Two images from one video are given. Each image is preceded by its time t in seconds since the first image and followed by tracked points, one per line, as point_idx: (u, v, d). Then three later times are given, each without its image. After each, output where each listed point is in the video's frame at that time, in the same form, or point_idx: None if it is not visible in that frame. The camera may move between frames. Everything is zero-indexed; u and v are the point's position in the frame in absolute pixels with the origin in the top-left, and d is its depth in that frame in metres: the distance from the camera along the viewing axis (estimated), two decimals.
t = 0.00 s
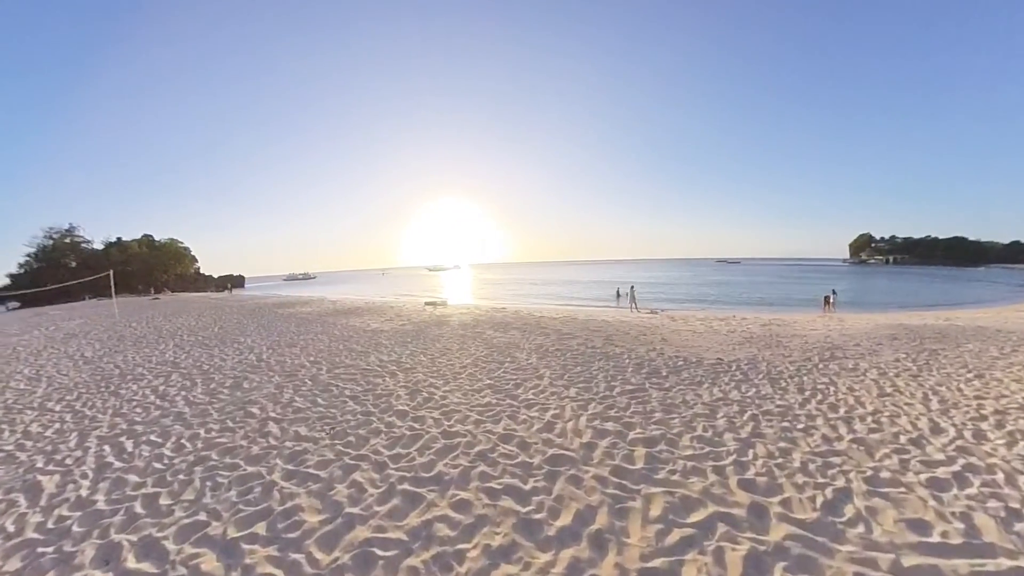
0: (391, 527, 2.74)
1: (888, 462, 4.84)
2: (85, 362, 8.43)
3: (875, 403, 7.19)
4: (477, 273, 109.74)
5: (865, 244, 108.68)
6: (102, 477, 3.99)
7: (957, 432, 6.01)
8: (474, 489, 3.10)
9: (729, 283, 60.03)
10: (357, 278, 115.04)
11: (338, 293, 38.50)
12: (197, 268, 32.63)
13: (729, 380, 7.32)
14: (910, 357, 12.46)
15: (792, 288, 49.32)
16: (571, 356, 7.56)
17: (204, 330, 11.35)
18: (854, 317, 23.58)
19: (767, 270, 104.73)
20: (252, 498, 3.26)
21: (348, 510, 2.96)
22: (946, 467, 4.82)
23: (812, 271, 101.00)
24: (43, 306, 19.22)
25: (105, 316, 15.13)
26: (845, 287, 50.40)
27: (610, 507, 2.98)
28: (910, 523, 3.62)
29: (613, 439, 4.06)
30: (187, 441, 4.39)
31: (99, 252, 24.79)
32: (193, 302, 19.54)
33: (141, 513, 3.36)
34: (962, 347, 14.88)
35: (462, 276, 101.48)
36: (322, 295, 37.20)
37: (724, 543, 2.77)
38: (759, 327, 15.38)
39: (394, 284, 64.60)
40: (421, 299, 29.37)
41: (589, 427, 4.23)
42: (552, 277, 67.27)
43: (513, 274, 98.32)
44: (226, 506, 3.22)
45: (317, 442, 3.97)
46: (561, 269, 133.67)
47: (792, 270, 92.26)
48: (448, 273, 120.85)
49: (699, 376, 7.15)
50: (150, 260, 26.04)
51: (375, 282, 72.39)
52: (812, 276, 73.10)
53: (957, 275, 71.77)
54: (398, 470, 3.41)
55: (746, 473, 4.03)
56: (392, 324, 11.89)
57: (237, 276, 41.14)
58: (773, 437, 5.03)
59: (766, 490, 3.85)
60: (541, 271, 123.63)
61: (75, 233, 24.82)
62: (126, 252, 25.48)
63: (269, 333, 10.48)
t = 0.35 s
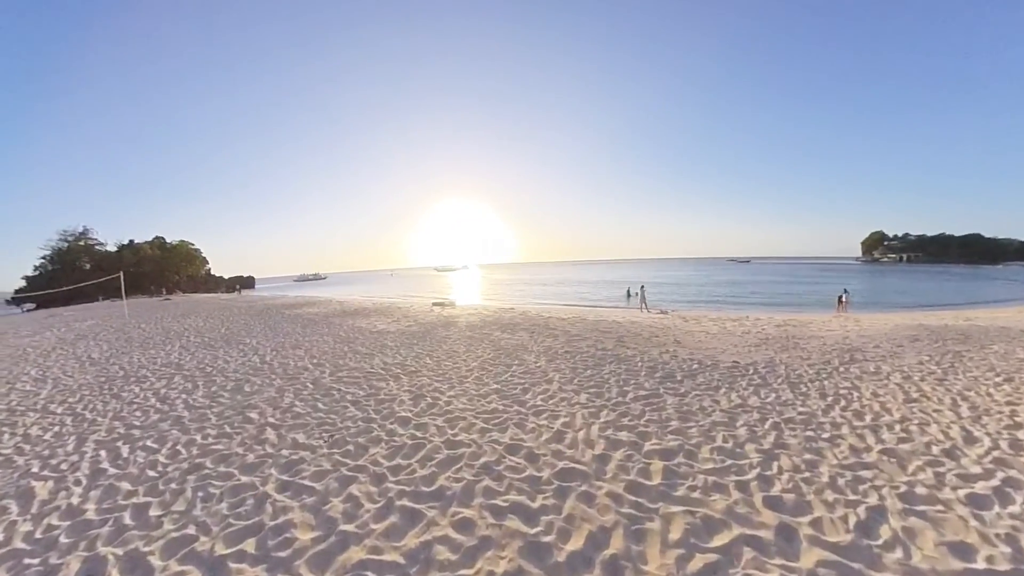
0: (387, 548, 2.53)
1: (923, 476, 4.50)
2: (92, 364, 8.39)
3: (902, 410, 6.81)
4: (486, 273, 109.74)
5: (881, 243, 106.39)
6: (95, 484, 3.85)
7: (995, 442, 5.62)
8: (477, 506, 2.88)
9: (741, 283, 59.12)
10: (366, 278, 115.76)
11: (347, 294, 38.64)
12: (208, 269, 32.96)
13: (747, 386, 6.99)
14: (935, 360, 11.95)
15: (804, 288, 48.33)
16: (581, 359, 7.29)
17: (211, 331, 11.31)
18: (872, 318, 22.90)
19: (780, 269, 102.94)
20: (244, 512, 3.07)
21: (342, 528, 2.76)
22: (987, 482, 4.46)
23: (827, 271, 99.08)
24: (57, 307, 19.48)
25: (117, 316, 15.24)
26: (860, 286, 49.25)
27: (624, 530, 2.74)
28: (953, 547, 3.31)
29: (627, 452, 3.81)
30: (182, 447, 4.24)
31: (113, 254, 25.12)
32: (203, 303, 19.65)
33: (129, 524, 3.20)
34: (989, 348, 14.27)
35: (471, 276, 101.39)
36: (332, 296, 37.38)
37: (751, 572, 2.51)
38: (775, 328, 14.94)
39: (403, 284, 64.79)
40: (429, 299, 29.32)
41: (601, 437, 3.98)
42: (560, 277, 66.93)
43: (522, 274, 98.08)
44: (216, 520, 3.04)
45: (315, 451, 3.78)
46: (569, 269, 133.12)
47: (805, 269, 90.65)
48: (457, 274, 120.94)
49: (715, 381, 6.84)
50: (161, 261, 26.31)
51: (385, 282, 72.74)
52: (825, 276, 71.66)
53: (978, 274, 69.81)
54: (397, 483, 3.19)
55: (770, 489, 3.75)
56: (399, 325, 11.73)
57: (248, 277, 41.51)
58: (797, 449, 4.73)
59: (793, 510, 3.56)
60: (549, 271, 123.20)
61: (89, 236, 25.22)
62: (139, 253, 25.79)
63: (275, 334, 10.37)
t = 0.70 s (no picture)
0: None
1: (973, 500, 4.11)
2: (96, 363, 8.28)
3: (939, 422, 6.36)
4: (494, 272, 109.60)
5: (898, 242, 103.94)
6: (83, 496, 3.64)
7: None
8: (485, 534, 2.60)
9: (753, 282, 58.08)
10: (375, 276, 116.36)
11: (356, 292, 38.68)
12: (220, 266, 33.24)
13: (771, 395, 6.61)
14: (966, 366, 11.36)
15: (819, 287, 47.23)
16: (594, 363, 6.96)
17: (218, 330, 11.21)
18: (893, 320, 22.12)
19: (794, 269, 101.01)
20: (234, 533, 2.84)
21: (337, 555, 2.50)
22: None
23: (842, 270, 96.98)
24: (70, 304, 19.68)
25: (127, 314, 15.28)
26: (878, 287, 47.97)
27: (651, 566, 2.44)
28: None
29: (649, 471, 3.48)
30: (175, 456, 4.06)
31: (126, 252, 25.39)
32: (212, 300, 19.69)
33: (113, 543, 2.98)
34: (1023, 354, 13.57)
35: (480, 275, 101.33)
36: (340, 294, 37.47)
37: None
38: (794, 330, 14.41)
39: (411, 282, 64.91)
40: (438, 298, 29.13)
41: (620, 453, 3.68)
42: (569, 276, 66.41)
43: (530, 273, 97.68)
44: (203, 542, 2.81)
45: (312, 465, 3.54)
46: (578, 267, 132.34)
47: (819, 268, 88.79)
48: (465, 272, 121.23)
49: (737, 389, 6.47)
50: (173, 260, 26.54)
51: (393, 280, 72.93)
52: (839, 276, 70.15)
53: (1002, 275, 67.68)
54: (398, 504, 2.93)
55: (807, 515, 3.43)
56: (406, 325, 11.50)
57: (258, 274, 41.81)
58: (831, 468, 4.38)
59: (833, 540, 3.21)
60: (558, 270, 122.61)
61: (103, 234, 25.48)
62: (150, 251, 26.02)
63: (281, 333, 10.21)
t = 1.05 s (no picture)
0: None
1: None
2: (99, 359, 8.15)
3: (978, 433, 5.96)
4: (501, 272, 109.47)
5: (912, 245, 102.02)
6: (71, 502, 3.44)
7: None
8: (500, 559, 2.34)
9: (764, 285, 57.31)
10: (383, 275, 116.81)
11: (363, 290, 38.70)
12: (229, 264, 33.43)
13: (796, 403, 6.25)
14: (995, 373, 10.87)
15: (831, 291, 46.34)
16: (609, 367, 6.66)
17: (224, 327, 11.09)
18: (910, 325, 21.45)
19: (805, 271, 99.52)
20: (226, 550, 2.61)
21: None
22: None
23: (855, 273, 95.38)
24: (81, 299, 19.80)
25: (135, 310, 15.26)
26: (892, 291, 46.94)
27: None
28: None
29: (676, 487, 3.19)
30: (169, 461, 3.86)
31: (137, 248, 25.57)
32: (221, 297, 19.70)
33: (97, 556, 2.76)
34: None
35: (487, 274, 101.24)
36: (348, 292, 37.52)
37: None
38: (811, 334, 13.97)
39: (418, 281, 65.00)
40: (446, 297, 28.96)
41: (643, 467, 3.39)
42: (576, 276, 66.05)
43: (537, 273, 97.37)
44: (192, 559, 2.58)
45: (313, 475, 3.31)
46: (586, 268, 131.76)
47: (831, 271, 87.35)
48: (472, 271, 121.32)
49: (760, 397, 6.13)
50: (184, 256, 26.69)
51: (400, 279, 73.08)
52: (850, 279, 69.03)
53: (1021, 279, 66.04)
54: (404, 522, 2.68)
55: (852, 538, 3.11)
56: (414, 324, 11.28)
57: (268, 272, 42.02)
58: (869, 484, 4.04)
59: (879, 566, 2.89)
60: (565, 270, 122.11)
61: (115, 230, 25.66)
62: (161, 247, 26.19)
63: (287, 331, 10.05)
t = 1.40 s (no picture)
0: None
1: None
2: (106, 361, 8.14)
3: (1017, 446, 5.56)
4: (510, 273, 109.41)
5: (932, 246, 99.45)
6: (59, 510, 3.32)
7: None
8: None
9: (777, 286, 56.29)
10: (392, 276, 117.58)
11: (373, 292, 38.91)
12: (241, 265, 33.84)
13: (818, 412, 5.92)
14: None
15: (847, 292, 45.20)
16: (620, 373, 6.41)
17: (231, 329, 11.08)
18: (931, 327, 20.71)
19: (819, 273, 97.58)
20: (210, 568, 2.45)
21: None
22: None
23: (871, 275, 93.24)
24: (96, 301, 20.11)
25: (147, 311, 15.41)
26: (909, 292, 45.64)
27: None
28: None
29: (693, 508, 2.95)
30: (162, 469, 3.73)
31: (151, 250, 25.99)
32: (231, 298, 19.85)
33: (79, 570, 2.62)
34: None
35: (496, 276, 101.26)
36: (358, 293, 37.73)
37: None
38: (829, 337, 13.50)
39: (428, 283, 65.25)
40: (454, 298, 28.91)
41: (657, 485, 3.15)
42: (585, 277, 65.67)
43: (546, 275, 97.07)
44: None
45: (306, 488, 3.14)
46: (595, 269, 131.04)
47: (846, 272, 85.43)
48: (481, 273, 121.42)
49: (780, 406, 5.82)
50: (196, 258, 27.05)
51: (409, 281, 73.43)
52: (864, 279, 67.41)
53: None
54: (399, 543, 2.49)
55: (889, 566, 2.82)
56: (420, 326, 11.14)
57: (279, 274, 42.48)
58: (902, 503, 3.73)
59: None
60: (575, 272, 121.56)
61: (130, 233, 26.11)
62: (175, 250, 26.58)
63: (293, 333, 9.99)
